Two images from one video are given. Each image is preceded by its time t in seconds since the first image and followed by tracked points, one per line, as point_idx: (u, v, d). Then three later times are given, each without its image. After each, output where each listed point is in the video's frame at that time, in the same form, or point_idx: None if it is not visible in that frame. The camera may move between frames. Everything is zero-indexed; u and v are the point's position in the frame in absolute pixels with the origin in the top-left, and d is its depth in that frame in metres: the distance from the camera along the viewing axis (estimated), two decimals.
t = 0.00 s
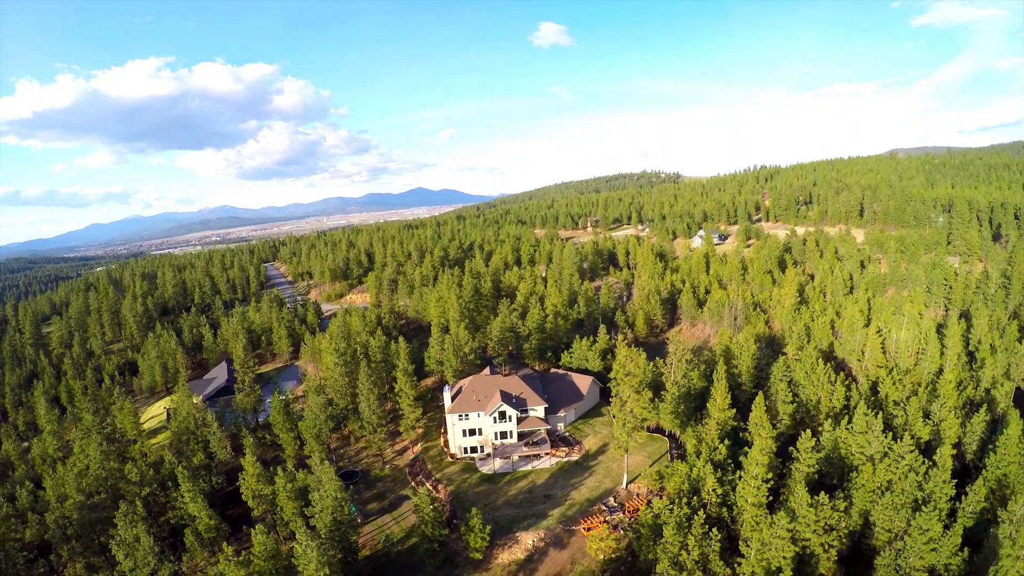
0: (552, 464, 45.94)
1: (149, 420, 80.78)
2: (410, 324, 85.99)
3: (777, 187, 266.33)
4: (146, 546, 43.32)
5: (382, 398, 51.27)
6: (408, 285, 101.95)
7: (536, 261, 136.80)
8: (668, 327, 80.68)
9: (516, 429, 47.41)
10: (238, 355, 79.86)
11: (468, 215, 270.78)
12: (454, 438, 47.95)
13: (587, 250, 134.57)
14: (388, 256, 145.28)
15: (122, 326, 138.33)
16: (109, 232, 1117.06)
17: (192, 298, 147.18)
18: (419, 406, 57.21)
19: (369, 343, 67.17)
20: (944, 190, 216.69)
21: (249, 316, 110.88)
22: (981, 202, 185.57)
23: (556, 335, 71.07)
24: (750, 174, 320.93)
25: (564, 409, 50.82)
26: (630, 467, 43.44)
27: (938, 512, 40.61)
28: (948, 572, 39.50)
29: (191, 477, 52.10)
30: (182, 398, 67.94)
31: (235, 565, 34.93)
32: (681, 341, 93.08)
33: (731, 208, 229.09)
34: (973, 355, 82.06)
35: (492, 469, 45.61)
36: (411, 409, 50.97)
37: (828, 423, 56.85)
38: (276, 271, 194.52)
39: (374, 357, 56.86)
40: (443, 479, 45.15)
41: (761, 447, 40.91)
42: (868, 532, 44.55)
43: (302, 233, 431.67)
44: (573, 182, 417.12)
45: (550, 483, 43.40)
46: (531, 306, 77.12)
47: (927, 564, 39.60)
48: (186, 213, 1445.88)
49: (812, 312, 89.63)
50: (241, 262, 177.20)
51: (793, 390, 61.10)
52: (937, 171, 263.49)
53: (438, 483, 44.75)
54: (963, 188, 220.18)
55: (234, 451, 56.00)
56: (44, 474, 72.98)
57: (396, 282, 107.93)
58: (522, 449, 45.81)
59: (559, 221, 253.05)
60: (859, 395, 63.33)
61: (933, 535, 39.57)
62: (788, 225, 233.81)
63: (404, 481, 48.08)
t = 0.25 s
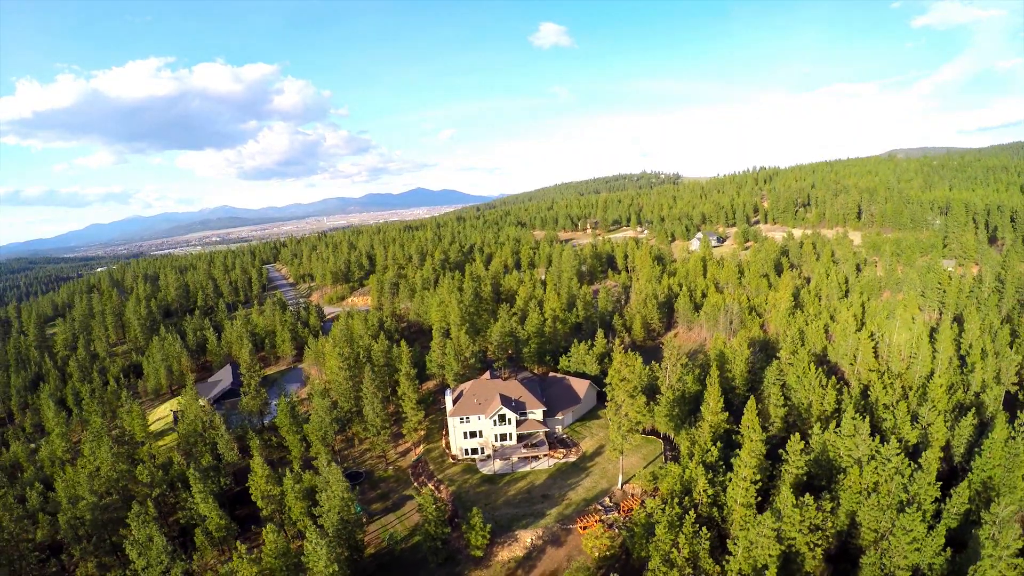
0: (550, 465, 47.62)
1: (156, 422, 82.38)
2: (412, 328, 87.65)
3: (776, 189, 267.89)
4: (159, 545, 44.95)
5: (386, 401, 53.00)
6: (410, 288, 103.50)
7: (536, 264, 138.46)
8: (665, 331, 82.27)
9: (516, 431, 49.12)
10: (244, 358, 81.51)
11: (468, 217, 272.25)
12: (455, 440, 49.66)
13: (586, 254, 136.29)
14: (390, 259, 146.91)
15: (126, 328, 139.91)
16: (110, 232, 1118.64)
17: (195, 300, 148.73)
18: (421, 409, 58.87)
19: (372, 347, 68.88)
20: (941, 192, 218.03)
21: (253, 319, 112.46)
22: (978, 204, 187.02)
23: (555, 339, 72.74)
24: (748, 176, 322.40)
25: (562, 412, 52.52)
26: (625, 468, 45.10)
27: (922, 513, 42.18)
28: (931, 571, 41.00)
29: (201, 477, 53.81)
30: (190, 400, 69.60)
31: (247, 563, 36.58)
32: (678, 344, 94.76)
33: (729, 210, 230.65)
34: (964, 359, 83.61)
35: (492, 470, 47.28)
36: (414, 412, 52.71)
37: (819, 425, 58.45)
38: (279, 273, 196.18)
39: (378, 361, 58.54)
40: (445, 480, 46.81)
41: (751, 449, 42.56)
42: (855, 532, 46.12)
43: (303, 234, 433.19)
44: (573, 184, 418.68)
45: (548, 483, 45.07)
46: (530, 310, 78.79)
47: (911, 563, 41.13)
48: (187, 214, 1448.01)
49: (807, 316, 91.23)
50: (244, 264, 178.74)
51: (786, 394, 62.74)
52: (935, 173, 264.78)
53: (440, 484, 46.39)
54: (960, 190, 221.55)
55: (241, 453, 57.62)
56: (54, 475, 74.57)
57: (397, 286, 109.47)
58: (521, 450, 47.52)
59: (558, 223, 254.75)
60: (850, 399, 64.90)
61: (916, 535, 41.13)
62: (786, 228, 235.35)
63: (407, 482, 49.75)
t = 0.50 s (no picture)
0: (549, 466, 49.13)
1: (162, 424, 83.80)
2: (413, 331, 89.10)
3: (775, 191, 269.21)
4: (170, 544, 46.41)
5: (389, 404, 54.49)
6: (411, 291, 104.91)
7: (536, 267, 139.94)
8: (663, 335, 83.69)
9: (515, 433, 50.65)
10: (248, 360, 82.95)
11: (468, 218, 273.53)
12: (457, 442, 51.18)
13: (585, 257, 137.78)
14: (391, 261, 148.31)
15: (130, 330, 141.27)
16: (110, 232, 1119.97)
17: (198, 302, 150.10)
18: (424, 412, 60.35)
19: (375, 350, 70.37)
20: (938, 194, 219.31)
21: (256, 321, 113.88)
22: (975, 207, 188.21)
23: (554, 343, 74.25)
24: (748, 177, 323.68)
25: (560, 415, 54.02)
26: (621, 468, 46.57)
27: (908, 514, 43.58)
28: (917, 571, 42.38)
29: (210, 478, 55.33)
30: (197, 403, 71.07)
31: (257, 560, 38.03)
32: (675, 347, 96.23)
33: (728, 212, 232.03)
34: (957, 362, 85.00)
35: (492, 471, 48.79)
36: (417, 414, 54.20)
37: (812, 428, 59.91)
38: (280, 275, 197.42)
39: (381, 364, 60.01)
40: (447, 480, 48.30)
41: (743, 451, 44.05)
42: (843, 532, 47.54)
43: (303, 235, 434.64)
44: (573, 185, 419.96)
45: (547, 484, 46.57)
46: (530, 314, 80.29)
47: (897, 562, 42.53)
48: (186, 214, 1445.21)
49: (802, 319, 92.71)
50: (245, 265, 179.98)
51: (780, 397, 64.19)
52: (933, 175, 265.93)
53: (442, 484, 47.86)
54: (958, 192, 222.80)
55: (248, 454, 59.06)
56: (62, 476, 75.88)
57: (398, 289, 110.86)
58: (520, 451, 49.03)
59: (558, 225, 255.98)
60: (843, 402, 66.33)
61: (902, 535, 42.52)
62: (784, 230, 236.71)
63: (409, 482, 51.24)
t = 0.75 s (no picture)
0: (547, 467, 50.82)
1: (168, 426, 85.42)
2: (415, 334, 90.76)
3: (773, 193, 270.72)
4: (182, 543, 48.09)
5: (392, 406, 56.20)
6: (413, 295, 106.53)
7: (536, 270, 141.55)
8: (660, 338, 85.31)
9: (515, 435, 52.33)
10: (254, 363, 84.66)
11: (468, 220, 274.99)
12: (458, 443, 52.91)
13: (584, 260, 139.44)
14: (392, 264, 149.93)
15: (134, 332, 142.86)
16: (111, 233, 1121.88)
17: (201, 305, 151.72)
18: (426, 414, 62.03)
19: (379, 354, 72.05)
20: (935, 197, 220.68)
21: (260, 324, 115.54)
22: (972, 210, 189.52)
23: (553, 346, 75.93)
24: (747, 179, 325.13)
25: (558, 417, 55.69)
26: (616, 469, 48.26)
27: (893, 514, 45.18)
28: (901, 570, 43.93)
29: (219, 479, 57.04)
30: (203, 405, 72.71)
31: (268, 557, 39.70)
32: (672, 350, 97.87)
33: (727, 214, 233.56)
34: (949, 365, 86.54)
35: (492, 471, 50.49)
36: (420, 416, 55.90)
37: (803, 430, 61.52)
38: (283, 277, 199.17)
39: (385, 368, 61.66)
40: (448, 481, 49.99)
41: (734, 453, 45.69)
42: (831, 532, 49.15)
43: (305, 236, 436.27)
44: (573, 186, 421.52)
45: (545, 484, 48.26)
46: (529, 318, 81.96)
47: (882, 561, 44.12)
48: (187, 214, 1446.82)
49: (797, 323, 94.37)
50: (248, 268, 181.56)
51: (772, 400, 65.85)
52: (931, 177, 267.10)
53: (444, 484, 49.55)
54: (955, 195, 224.25)
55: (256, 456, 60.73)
56: (71, 477, 77.52)
57: (400, 292, 112.50)
58: (519, 453, 50.72)
59: (558, 227, 257.41)
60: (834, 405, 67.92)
61: (887, 535, 44.11)
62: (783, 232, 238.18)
63: (412, 482, 52.93)
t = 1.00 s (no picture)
0: (545, 467, 52.59)
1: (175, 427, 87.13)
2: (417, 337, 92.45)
3: (772, 195, 272.13)
4: (194, 541, 49.83)
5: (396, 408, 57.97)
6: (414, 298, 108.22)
7: (535, 273, 143.15)
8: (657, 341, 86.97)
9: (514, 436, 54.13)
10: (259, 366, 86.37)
11: (469, 222, 276.12)
12: (459, 444, 54.74)
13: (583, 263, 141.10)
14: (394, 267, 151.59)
15: (139, 334, 144.41)
16: (112, 234, 1122.65)
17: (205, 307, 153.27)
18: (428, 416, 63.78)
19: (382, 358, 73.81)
20: (933, 199, 222.05)
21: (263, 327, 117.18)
22: (969, 212, 191.03)
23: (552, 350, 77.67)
24: (746, 181, 326.48)
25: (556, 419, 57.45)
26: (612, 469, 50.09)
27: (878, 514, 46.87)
28: (887, 568, 45.58)
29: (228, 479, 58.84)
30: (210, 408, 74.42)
31: (278, 554, 41.45)
32: (669, 353, 99.67)
33: (726, 217, 235.12)
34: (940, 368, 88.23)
35: (492, 472, 52.28)
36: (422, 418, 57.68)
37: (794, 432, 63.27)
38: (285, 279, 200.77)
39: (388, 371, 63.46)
40: (450, 480, 51.77)
41: (726, 455, 47.42)
42: (819, 531, 50.88)
43: (305, 237, 437.07)
44: (573, 188, 422.93)
45: (543, 483, 50.04)
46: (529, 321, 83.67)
47: (868, 560, 45.87)
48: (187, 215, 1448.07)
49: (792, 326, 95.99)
50: (250, 270, 183.13)
51: (765, 403, 67.61)
52: (930, 179, 268.44)
53: (445, 484, 51.32)
54: (952, 197, 225.58)
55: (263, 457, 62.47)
56: (80, 478, 79.10)
57: (402, 296, 114.11)
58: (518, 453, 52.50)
59: (558, 229, 258.81)
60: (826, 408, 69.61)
61: (872, 534, 45.83)
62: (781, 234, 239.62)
63: (415, 482, 54.71)
